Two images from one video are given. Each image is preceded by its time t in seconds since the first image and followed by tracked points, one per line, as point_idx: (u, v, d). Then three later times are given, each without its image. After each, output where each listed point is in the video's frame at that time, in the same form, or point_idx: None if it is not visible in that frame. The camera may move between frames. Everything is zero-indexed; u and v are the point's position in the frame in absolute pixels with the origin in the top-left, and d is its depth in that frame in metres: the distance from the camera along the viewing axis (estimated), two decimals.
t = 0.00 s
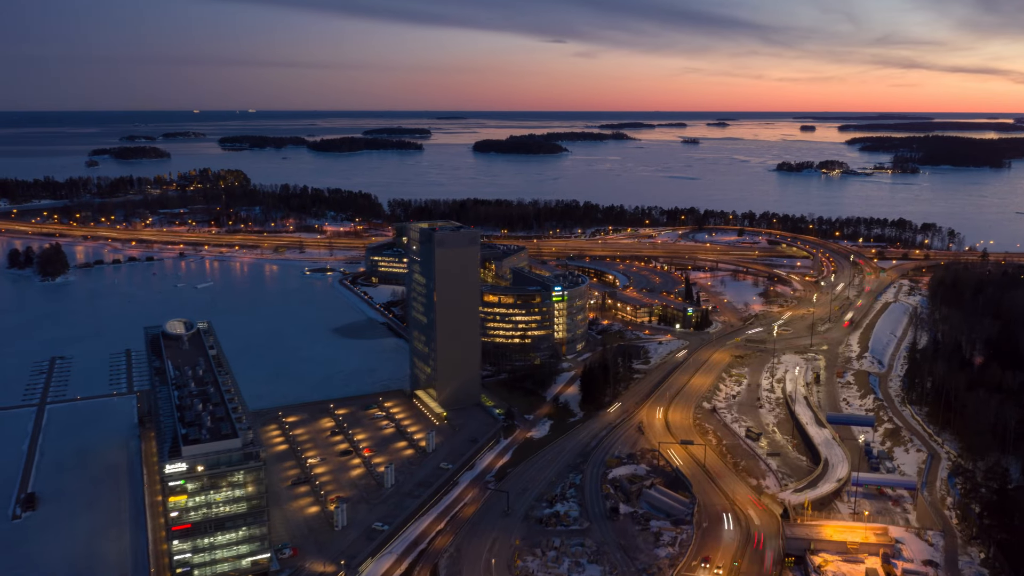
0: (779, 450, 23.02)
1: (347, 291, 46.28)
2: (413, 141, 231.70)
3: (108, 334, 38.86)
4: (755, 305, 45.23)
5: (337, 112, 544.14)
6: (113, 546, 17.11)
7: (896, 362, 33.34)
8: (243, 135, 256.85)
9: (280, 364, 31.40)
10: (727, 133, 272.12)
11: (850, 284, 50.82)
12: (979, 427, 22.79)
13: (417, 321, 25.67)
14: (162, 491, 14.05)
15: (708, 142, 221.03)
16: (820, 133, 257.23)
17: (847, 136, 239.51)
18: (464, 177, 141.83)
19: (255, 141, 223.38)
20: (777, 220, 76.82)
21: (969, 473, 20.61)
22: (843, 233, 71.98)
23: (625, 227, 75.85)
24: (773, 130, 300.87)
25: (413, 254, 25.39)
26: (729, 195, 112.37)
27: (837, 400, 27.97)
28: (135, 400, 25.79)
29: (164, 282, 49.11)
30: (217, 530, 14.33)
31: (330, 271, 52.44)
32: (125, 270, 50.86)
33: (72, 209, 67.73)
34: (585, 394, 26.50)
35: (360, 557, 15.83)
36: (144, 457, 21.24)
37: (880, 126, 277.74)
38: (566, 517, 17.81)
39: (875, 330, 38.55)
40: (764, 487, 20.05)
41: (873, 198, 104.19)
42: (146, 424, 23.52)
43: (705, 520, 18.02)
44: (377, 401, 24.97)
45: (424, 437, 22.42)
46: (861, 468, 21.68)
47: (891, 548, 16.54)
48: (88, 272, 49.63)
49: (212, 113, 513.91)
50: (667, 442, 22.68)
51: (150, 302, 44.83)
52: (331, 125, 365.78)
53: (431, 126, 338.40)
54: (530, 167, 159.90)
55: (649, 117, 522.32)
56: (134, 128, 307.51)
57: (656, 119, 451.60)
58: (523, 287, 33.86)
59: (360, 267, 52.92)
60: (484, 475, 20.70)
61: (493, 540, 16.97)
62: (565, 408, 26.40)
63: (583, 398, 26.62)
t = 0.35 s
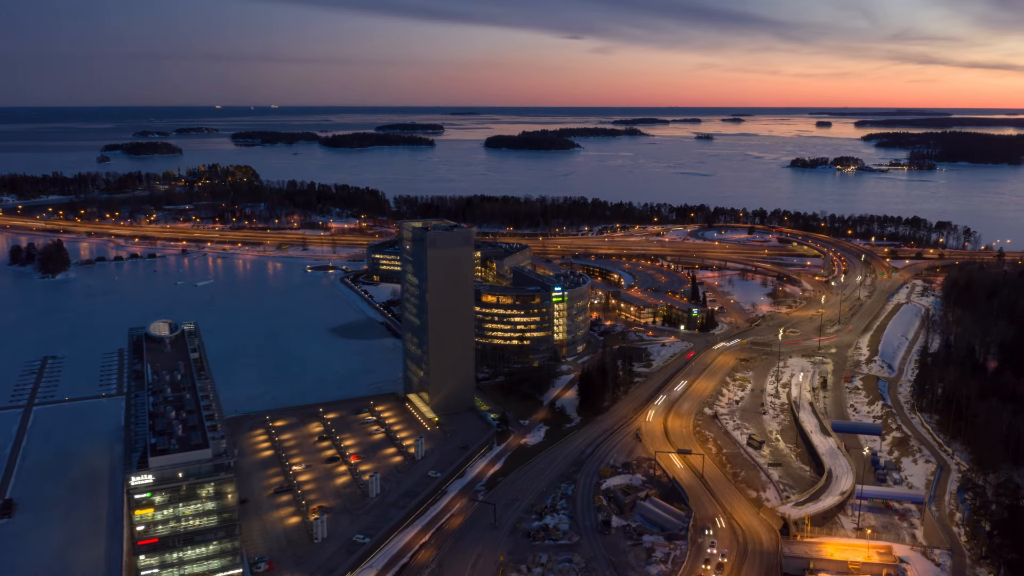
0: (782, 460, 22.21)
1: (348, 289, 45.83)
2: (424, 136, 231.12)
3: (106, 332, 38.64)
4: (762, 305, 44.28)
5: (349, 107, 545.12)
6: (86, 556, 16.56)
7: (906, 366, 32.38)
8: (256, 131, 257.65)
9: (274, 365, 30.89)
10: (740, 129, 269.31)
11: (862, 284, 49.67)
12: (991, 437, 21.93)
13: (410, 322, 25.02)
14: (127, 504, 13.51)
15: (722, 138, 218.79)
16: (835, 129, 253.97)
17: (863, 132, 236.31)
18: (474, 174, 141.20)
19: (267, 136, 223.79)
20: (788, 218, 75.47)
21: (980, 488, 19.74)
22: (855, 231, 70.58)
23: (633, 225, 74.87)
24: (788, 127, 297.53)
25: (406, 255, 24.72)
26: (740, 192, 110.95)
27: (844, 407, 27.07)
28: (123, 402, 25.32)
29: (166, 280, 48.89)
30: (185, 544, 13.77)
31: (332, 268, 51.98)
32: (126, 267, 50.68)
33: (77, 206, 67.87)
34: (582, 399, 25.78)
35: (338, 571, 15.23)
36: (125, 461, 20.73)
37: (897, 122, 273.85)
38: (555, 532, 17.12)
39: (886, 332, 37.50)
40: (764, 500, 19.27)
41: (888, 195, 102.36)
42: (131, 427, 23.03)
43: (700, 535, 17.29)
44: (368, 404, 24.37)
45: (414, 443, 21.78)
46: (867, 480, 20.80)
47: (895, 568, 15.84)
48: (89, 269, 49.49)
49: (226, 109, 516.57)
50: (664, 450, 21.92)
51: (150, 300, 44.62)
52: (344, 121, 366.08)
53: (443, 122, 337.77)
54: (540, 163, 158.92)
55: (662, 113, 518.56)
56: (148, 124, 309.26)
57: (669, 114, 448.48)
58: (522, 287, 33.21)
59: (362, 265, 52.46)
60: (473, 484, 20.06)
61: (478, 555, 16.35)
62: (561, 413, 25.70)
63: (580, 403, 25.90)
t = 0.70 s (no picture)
0: (784, 472, 21.33)
1: (349, 288, 45.29)
2: (438, 131, 230.49)
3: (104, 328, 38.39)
4: (771, 306, 43.15)
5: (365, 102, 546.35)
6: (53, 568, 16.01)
7: (919, 371, 31.26)
8: (270, 126, 258.40)
9: (268, 365, 30.37)
10: (757, 124, 266.18)
11: (875, 284, 48.34)
12: (1004, 450, 20.94)
13: (401, 324, 24.34)
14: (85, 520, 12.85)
15: (738, 133, 216.16)
16: (854, 124, 250.20)
17: (882, 127, 232.63)
18: (485, 169, 140.47)
19: (281, 131, 224.28)
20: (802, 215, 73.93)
21: (992, 506, 18.76)
22: (870, 230, 68.98)
23: (642, 222, 73.73)
24: (806, 121, 293.04)
25: (396, 255, 24.04)
26: (754, 188, 109.25)
27: (852, 415, 26.07)
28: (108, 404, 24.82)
29: (168, 277, 48.63)
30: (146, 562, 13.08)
31: (335, 266, 51.49)
32: (129, 264, 50.49)
33: (84, 201, 67.97)
34: (578, 405, 24.98)
35: None
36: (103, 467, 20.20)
37: (917, 117, 268.92)
38: (540, 549, 16.38)
39: (899, 335, 36.34)
40: (763, 516, 18.39)
41: (906, 192, 100.26)
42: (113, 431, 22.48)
43: (693, 554, 16.49)
44: (357, 409, 23.74)
45: (402, 450, 21.10)
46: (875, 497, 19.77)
47: None
48: (91, 266, 49.33)
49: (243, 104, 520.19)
50: (661, 461, 21.09)
51: (150, 297, 44.38)
52: (358, 116, 366.62)
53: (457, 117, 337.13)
54: (553, 158, 157.72)
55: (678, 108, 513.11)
56: (165, 119, 311.59)
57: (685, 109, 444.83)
58: (521, 287, 32.43)
59: (364, 263, 51.94)
60: (461, 495, 19.35)
61: (458, 572, 15.70)
62: (557, 419, 24.92)
63: (576, 409, 25.12)
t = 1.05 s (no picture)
0: (785, 483, 20.56)
1: (349, 286, 44.87)
2: (450, 127, 229.90)
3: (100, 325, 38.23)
4: (780, 307, 42.10)
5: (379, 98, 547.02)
6: None
7: (930, 375, 30.27)
8: (284, 122, 259.14)
9: (262, 366, 29.91)
10: (773, 119, 263.12)
11: (888, 284, 47.20)
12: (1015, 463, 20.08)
13: (393, 327, 23.76)
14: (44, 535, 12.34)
15: (754, 129, 213.61)
16: (872, 120, 246.56)
17: (901, 123, 229.12)
18: (496, 165, 139.81)
19: (294, 126, 224.90)
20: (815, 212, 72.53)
21: (1000, 525, 17.93)
22: (884, 228, 67.55)
23: (651, 219, 72.69)
24: (823, 117, 289.31)
25: (388, 255, 23.42)
26: (768, 185, 107.66)
27: (859, 423, 25.19)
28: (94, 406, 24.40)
29: (169, 274, 48.46)
30: None
31: (337, 263, 51.10)
32: (132, 261, 50.46)
33: (91, 198, 68.14)
34: (574, 410, 24.28)
35: None
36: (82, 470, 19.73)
37: (937, 112, 264.28)
38: (525, 565, 15.76)
39: (911, 338, 35.27)
40: (761, 531, 17.65)
41: (924, 189, 98.27)
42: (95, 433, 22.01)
43: (686, 572, 15.78)
44: (347, 413, 23.19)
45: (389, 457, 20.51)
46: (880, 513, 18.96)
47: None
48: (93, 263, 49.27)
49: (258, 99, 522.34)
50: (657, 471, 20.35)
51: (151, 294, 44.24)
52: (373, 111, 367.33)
53: (471, 112, 336.61)
54: (564, 154, 156.64)
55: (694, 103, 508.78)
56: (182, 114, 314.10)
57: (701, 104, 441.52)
58: (520, 287, 31.80)
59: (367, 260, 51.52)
60: (448, 504, 18.77)
61: None
62: (552, 425, 24.26)
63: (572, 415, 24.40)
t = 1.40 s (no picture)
0: (785, 495, 19.80)
1: (351, 284, 44.43)
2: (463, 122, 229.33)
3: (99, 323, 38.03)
4: (789, 307, 41.09)
5: (394, 92, 547.73)
6: None
7: (942, 381, 29.25)
8: (299, 116, 259.88)
9: (257, 367, 29.50)
10: (790, 115, 259.76)
11: (901, 284, 45.97)
12: None
13: (384, 328, 23.21)
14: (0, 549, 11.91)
15: (771, 124, 210.87)
16: (891, 116, 242.60)
17: (920, 118, 225.21)
18: (507, 160, 139.04)
19: (308, 121, 225.48)
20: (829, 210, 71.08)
21: (1010, 544, 17.06)
22: (899, 226, 66.04)
23: (661, 216, 71.58)
24: (841, 112, 285.52)
25: (379, 255, 22.84)
26: (782, 182, 105.95)
27: (866, 431, 24.31)
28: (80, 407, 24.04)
29: (172, 270, 48.30)
30: None
31: (340, 260, 50.70)
32: (135, 258, 50.45)
33: (100, 193, 68.42)
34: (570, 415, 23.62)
35: None
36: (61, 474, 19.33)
37: (957, 108, 259.54)
38: None
39: (923, 342, 34.19)
40: (757, 547, 16.91)
41: (942, 187, 96.19)
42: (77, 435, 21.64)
43: None
44: (336, 417, 22.68)
45: (377, 463, 19.97)
46: (884, 529, 18.13)
47: None
48: (97, 259, 49.32)
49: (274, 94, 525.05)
50: (652, 482, 19.63)
51: (153, 291, 44.11)
52: (388, 106, 367.56)
53: (485, 107, 335.74)
54: (577, 150, 155.52)
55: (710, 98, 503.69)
56: (198, 109, 316.30)
57: (717, 100, 437.29)
58: (519, 287, 31.13)
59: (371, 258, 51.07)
60: (434, 514, 18.19)
61: None
62: (547, 430, 23.60)
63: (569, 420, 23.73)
